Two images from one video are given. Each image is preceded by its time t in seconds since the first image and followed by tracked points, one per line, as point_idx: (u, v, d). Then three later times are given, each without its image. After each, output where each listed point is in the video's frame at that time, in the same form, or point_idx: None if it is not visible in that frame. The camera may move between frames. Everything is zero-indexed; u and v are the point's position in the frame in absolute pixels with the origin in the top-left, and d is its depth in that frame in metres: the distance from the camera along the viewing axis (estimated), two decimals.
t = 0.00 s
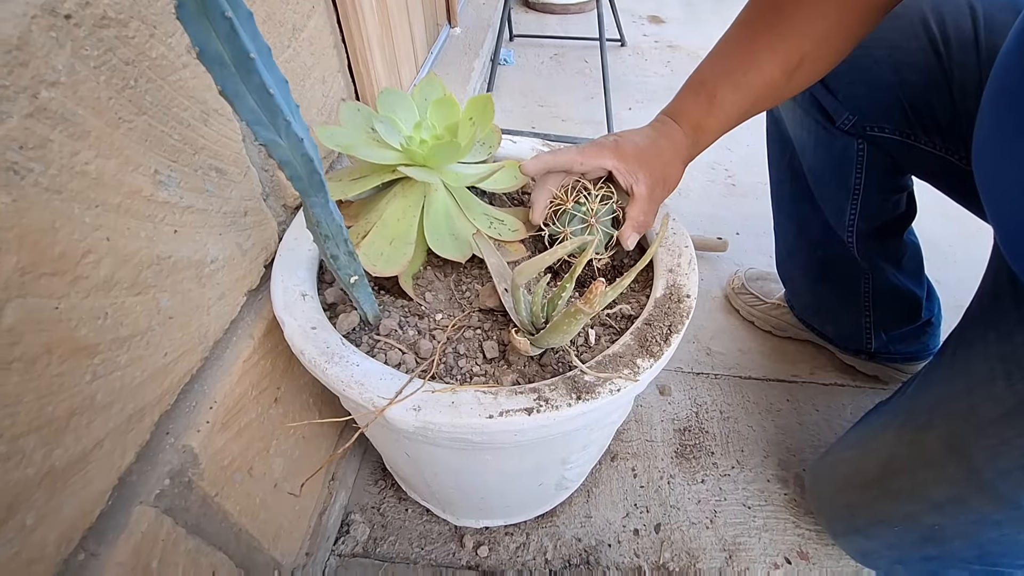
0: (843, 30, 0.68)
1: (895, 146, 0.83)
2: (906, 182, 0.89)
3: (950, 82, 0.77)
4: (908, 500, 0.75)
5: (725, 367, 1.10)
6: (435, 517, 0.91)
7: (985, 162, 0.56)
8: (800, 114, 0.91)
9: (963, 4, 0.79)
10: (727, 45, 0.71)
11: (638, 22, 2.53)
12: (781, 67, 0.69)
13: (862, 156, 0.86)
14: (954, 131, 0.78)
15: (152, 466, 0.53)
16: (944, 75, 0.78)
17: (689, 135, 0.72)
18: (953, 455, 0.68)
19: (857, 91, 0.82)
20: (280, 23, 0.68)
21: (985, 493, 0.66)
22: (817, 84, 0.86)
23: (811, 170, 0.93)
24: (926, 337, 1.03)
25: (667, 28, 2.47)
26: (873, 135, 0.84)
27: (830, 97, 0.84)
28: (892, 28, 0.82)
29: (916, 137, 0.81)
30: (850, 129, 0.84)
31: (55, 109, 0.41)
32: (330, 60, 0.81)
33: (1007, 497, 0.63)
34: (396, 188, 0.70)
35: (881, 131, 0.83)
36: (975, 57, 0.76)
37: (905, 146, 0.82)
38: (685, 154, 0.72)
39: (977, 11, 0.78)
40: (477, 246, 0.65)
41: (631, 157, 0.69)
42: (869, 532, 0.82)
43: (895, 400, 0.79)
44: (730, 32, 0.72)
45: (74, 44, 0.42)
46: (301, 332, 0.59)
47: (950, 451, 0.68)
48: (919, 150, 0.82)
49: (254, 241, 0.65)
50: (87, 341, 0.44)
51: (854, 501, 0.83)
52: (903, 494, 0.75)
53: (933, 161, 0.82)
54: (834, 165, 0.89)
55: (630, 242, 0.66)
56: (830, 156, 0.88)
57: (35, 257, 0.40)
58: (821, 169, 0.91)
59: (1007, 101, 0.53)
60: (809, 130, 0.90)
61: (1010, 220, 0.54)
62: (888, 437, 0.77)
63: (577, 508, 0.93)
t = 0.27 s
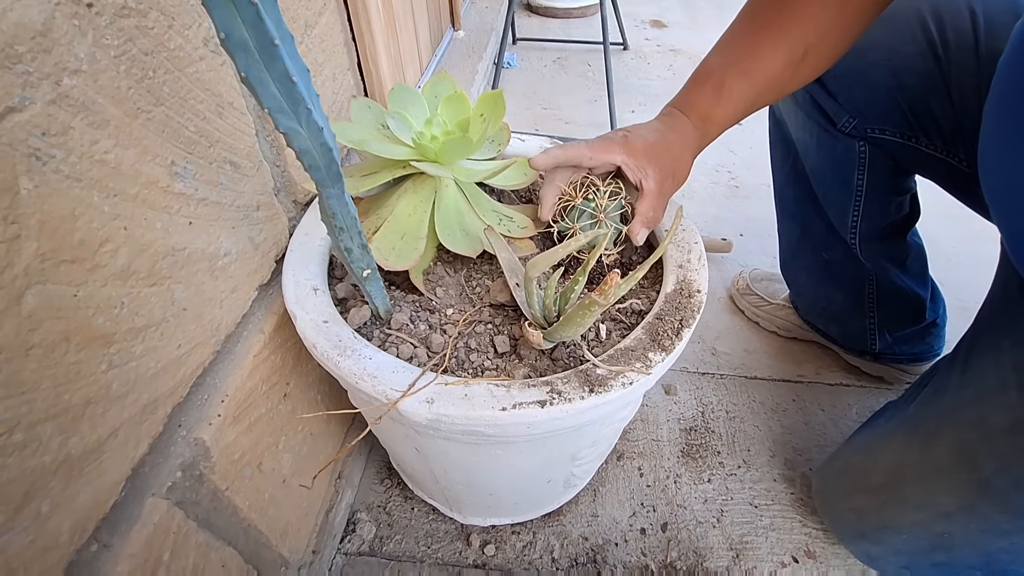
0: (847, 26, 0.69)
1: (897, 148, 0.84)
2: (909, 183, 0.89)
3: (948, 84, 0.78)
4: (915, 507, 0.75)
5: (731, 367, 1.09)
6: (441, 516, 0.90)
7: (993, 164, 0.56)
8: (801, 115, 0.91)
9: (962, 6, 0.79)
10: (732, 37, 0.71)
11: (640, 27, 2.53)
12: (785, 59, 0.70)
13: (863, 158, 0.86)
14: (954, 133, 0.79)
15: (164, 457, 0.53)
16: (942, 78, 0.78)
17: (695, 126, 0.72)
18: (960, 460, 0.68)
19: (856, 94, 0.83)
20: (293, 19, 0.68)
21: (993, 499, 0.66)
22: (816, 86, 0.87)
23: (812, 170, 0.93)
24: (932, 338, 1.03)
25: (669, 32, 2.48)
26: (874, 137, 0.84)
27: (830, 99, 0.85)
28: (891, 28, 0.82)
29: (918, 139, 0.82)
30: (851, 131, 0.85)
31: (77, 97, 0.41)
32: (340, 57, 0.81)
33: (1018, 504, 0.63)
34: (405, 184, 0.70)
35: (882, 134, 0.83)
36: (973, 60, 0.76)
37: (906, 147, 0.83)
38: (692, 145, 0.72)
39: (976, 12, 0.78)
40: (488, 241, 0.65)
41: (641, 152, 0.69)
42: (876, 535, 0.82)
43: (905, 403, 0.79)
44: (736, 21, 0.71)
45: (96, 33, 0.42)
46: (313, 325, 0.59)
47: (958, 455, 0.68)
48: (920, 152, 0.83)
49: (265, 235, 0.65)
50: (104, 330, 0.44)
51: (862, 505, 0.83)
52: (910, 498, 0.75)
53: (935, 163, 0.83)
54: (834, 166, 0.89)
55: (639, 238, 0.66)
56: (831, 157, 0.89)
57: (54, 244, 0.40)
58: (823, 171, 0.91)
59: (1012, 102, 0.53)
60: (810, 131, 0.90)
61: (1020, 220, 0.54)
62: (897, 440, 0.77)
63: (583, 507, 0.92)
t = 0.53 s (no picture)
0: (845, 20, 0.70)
1: (892, 152, 0.85)
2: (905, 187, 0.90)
3: (941, 89, 0.78)
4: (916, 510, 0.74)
5: (730, 370, 1.09)
6: (440, 519, 0.90)
7: (992, 167, 0.56)
8: (797, 120, 0.92)
9: (954, 10, 0.79)
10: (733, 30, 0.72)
11: (640, 34, 2.55)
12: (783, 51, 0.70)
13: (860, 162, 0.87)
14: (947, 138, 0.80)
15: (162, 454, 0.53)
16: (936, 84, 0.79)
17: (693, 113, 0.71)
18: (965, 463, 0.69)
19: (851, 98, 0.83)
20: (294, 22, 0.69)
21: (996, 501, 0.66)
22: (811, 91, 0.87)
23: (808, 174, 0.93)
24: (929, 341, 1.04)
25: (668, 39, 2.49)
26: (870, 142, 0.85)
27: (826, 104, 0.85)
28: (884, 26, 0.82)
29: (912, 145, 0.83)
30: (847, 136, 0.85)
31: (80, 93, 0.41)
32: (340, 60, 0.82)
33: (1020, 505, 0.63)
34: (405, 185, 0.70)
35: (878, 138, 0.84)
36: (965, 65, 0.77)
37: (901, 152, 0.84)
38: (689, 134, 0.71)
39: (968, 16, 0.78)
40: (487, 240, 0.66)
41: (638, 135, 0.69)
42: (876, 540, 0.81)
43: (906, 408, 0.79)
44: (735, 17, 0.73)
45: (99, 31, 0.43)
46: (312, 323, 0.59)
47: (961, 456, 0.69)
48: (915, 156, 0.84)
49: (265, 235, 0.65)
50: (103, 324, 0.44)
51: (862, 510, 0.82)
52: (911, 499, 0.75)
53: (931, 168, 0.84)
54: (830, 170, 0.89)
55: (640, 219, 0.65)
56: (827, 162, 0.89)
57: (55, 238, 0.40)
58: (819, 176, 0.92)
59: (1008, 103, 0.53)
60: (807, 135, 0.91)
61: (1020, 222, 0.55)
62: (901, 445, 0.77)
63: (582, 509, 0.92)
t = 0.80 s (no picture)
0: None
1: (886, 160, 0.84)
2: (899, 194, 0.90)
3: (936, 96, 0.79)
4: (914, 514, 0.74)
5: (725, 372, 1.09)
6: (434, 520, 0.90)
7: (998, 167, 0.58)
8: (788, 129, 0.91)
9: (947, 16, 0.80)
10: None
11: (638, 39, 2.55)
12: (776, 23, 0.72)
13: (853, 171, 0.86)
14: (943, 145, 0.80)
15: (154, 451, 0.53)
16: (930, 91, 0.79)
17: (687, 76, 0.72)
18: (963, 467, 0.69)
19: (844, 106, 0.83)
20: (290, 24, 0.70)
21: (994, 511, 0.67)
22: (802, 100, 0.86)
23: (800, 181, 0.93)
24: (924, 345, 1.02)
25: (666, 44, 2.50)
26: (863, 150, 0.84)
27: (818, 112, 0.85)
28: (875, 33, 0.83)
29: (907, 152, 0.82)
30: (840, 144, 0.85)
31: (74, 92, 0.42)
32: (336, 62, 0.82)
33: (1013, 513, 0.66)
34: (397, 188, 0.71)
35: (872, 146, 0.83)
36: (959, 72, 0.78)
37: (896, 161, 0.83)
38: (684, 96, 0.72)
39: (961, 23, 0.79)
40: (479, 240, 0.66)
41: (630, 99, 0.70)
42: (874, 541, 0.80)
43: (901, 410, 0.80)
44: None
45: (94, 31, 0.43)
46: (304, 322, 0.59)
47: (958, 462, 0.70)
48: (909, 164, 0.83)
49: (259, 234, 0.65)
50: (96, 321, 0.44)
51: (857, 512, 0.80)
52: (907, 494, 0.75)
53: (925, 175, 0.84)
54: (824, 180, 0.89)
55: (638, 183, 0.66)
56: (820, 171, 0.88)
57: (48, 234, 0.40)
58: (813, 183, 0.91)
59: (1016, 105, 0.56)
60: (798, 144, 0.90)
61: (1017, 219, 0.57)
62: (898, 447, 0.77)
63: (576, 511, 0.92)
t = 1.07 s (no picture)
0: None
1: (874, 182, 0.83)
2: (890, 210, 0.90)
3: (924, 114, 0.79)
4: (910, 528, 0.74)
5: (721, 378, 1.09)
6: (428, 527, 0.89)
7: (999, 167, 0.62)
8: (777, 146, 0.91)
9: (936, 33, 0.79)
10: None
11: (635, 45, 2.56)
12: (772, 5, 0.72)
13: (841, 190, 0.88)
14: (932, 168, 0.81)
15: (141, 459, 0.53)
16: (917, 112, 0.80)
17: (674, 37, 0.72)
18: (960, 478, 0.68)
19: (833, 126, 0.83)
20: (281, 31, 0.70)
21: (990, 527, 0.68)
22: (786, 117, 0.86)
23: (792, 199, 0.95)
24: (920, 352, 1.02)
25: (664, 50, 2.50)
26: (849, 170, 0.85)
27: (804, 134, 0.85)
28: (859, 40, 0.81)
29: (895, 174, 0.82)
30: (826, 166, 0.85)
31: (60, 100, 0.42)
32: (329, 69, 0.82)
33: (1012, 534, 0.67)
34: (388, 194, 0.71)
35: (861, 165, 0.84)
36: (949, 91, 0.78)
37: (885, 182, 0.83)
38: (670, 54, 0.71)
39: (950, 40, 0.78)
40: (468, 246, 0.66)
41: (610, 56, 0.70)
42: (869, 552, 0.79)
43: (897, 423, 0.78)
44: None
45: (81, 39, 0.43)
46: (294, 328, 0.59)
47: (956, 478, 0.69)
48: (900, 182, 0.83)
49: (250, 241, 0.65)
50: (81, 328, 0.44)
51: (852, 523, 0.79)
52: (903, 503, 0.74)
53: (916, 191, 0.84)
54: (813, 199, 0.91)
55: (621, 134, 0.65)
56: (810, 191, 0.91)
57: (33, 241, 0.40)
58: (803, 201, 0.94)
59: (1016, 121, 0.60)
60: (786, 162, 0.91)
61: None
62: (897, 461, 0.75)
63: (571, 518, 0.91)
